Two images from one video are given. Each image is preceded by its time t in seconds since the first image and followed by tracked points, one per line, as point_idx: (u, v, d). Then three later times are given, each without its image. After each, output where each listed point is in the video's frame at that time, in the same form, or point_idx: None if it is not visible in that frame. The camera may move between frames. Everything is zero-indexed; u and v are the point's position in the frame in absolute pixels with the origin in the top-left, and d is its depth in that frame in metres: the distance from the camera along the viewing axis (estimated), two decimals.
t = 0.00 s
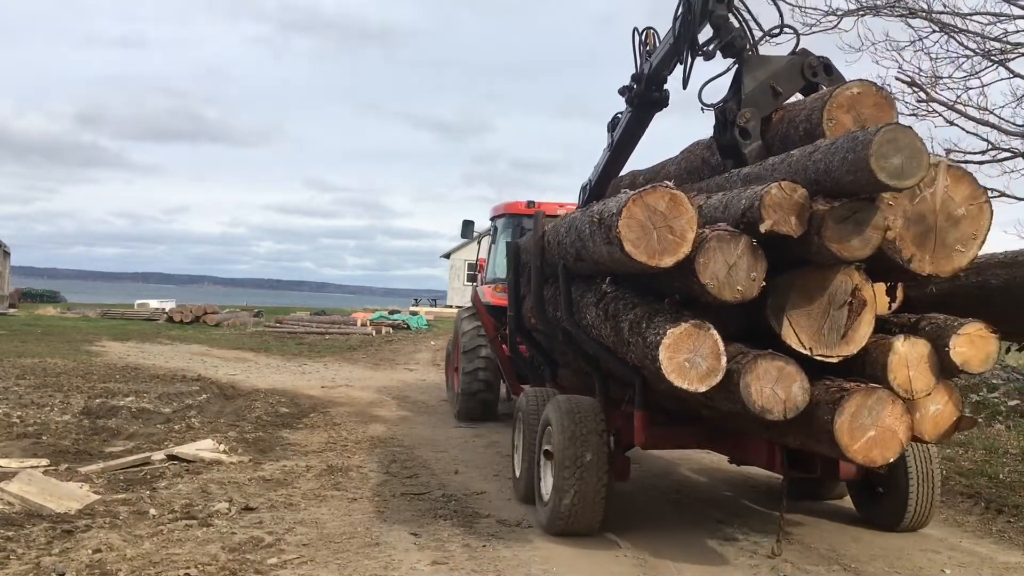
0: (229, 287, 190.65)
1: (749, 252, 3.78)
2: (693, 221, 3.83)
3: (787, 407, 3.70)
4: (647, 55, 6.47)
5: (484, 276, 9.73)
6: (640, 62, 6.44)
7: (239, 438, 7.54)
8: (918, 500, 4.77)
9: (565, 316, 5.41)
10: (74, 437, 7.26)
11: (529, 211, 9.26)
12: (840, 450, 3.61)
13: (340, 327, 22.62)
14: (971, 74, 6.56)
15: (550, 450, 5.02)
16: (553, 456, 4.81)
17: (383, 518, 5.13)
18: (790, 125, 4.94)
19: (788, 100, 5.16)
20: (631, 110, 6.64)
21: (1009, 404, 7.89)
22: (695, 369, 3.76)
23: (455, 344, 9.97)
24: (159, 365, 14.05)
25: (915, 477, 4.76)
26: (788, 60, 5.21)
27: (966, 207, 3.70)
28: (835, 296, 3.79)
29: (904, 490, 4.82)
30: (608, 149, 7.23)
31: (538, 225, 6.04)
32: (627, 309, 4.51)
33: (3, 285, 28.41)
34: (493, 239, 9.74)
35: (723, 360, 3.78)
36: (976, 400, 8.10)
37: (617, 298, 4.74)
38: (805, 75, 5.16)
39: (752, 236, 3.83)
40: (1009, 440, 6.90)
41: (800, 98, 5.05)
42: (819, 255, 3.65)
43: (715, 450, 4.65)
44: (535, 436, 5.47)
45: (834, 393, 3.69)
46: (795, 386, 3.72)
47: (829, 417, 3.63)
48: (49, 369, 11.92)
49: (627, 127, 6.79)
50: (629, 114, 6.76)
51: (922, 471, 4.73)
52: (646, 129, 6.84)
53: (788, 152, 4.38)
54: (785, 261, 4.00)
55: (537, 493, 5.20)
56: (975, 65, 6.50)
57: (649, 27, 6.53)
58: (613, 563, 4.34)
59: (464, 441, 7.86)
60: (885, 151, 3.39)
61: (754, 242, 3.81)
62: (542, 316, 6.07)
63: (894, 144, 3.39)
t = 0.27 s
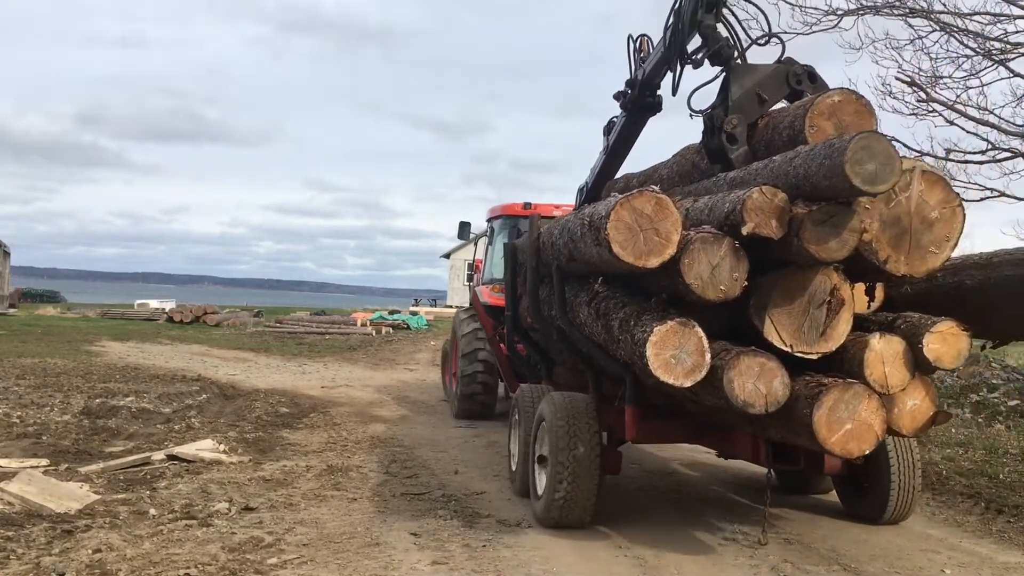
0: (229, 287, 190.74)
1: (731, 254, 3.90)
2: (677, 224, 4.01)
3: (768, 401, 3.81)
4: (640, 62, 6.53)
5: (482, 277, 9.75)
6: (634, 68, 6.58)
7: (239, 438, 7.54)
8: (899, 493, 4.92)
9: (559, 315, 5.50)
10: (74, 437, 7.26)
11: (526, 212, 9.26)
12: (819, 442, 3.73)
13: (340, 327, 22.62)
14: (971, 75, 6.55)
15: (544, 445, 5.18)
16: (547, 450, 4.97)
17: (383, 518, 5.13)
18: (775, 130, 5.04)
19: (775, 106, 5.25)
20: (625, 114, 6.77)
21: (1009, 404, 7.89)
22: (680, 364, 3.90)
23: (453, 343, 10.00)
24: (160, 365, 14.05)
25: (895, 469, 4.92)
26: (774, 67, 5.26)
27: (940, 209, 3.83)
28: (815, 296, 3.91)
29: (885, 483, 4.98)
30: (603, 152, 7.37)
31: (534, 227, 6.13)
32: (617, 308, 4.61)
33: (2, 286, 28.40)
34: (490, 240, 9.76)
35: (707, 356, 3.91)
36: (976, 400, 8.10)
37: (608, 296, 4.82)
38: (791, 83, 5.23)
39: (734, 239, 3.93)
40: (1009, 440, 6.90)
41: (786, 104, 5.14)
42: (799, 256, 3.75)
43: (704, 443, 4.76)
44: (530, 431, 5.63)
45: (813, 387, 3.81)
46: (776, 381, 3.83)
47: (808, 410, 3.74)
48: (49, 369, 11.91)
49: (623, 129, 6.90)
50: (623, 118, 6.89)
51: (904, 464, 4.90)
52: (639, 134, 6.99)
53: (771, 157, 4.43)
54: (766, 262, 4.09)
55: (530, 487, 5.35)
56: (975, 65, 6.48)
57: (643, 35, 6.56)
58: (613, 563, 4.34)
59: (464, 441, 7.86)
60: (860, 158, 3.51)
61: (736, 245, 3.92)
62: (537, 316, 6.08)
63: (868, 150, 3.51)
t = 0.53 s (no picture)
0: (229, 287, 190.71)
1: (714, 255, 4.09)
2: (661, 227, 4.16)
3: (750, 397, 4.01)
4: (631, 69, 6.74)
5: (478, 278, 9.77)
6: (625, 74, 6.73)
7: (239, 438, 7.54)
8: (880, 486, 5.11)
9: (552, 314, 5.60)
10: (74, 437, 7.26)
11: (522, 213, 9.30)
12: (797, 436, 3.95)
13: (340, 327, 22.60)
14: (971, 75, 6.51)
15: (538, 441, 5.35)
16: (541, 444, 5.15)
17: (383, 518, 5.12)
18: (758, 137, 5.18)
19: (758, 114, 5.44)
20: (617, 119, 6.92)
21: (1009, 404, 7.89)
22: (666, 362, 4.10)
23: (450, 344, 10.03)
24: (160, 365, 14.04)
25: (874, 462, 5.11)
26: (756, 76, 5.49)
27: (915, 213, 4.00)
28: (795, 296, 4.07)
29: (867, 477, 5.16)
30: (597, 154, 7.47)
31: (528, 229, 6.22)
32: (606, 307, 4.75)
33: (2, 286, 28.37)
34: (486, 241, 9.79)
35: (692, 354, 4.10)
36: (976, 400, 8.09)
37: (598, 296, 4.92)
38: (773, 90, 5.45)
39: (718, 241, 4.15)
40: (1009, 440, 6.90)
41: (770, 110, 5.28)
42: (778, 257, 3.96)
43: (692, 437, 5.08)
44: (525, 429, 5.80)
45: (792, 383, 4.04)
46: (757, 378, 4.03)
47: (787, 405, 3.96)
48: (49, 370, 11.90)
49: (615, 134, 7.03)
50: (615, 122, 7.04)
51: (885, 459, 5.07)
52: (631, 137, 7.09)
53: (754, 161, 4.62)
54: (749, 261, 4.29)
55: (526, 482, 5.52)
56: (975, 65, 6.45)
57: (633, 42, 6.75)
58: (614, 563, 4.33)
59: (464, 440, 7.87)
60: (834, 164, 3.71)
61: (719, 246, 4.12)
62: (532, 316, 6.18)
63: (841, 157, 3.71)
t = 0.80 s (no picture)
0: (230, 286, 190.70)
1: (700, 259, 4.28)
2: (649, 232, 4.37)
3: (734, 394, 4.23)
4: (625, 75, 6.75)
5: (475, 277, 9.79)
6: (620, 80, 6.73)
7: (240, 438, 7.53)
8: (865, 482, 5.26)
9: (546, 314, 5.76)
10: (74, 437, 7.24)
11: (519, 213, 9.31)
12: (780, 431, 4.15)
13: (341, 327, 22.56)
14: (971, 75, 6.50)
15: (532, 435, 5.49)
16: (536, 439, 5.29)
17: (384, 517, 5.13)
18: (745, 143, 5.28)
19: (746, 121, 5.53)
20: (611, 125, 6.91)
21: (1009, 403, 7.89)
22: (654, 360, 4.30)
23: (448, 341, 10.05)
24: (160, 364, 14.01)
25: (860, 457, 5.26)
26: (745, 83, 5.57)
27: (892, 217, 4.18)
28: (777, 296, 4.29)
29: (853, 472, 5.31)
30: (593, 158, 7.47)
31: (524, 230, 6.26)
32: (598, 307, 4.92)
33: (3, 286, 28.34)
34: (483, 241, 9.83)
35: (678, 353, 4.31)
36: (976, 399, 8.09)
37: (589, 297, 5.12)
38: (760, 98, 5.51)
39: (703, 245, 4.34)
40: (1009, 439, 6.90)
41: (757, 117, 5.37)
42: (761, 260, 4.16)
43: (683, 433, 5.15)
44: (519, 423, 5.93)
45: (775, 380, 4.24)
46: (741, 376, 4.25)
47: (770, 402, 4.17)
48: (49, 369, 11.88)
49: (607, 142, 7.08)
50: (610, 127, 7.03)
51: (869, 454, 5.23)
52: (626, 142, 7.10)
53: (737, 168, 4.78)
54: (734, 264, 4.50)
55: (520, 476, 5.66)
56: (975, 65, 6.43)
57: (627, 48, 6.78)
58: (614, 562, 4.33)
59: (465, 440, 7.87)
60: (812, 172, 3.92)
61: (704, 250, 4.32)
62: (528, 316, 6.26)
63: (819, 164, 3.91)
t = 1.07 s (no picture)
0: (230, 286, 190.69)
1: (683, 262, 4.42)
2: (634, 236, 4.48)
3: (718, 390, 4.37)
4: (615, 80, 6.87)
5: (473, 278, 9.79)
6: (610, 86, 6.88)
7: (240, 438, 7.53)
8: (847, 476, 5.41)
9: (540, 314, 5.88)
10: (74, 436, 7.24)
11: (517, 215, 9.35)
12: (761, 426, 4.32)
13: (341, 326, 22.54)
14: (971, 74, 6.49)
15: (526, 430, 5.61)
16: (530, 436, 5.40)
17: (384, 517, 5.13)
18: (729, 148, 5.36)
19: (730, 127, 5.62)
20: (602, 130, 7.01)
21: (1010, 402, 7.89)
22: (640, 359, 4.43)
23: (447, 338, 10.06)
24: (160, 364, 14.00)
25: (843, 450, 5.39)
26: (729, 90, 5.71)
27: (868, 220, 4.36)
28: (759, 296, 4.41)
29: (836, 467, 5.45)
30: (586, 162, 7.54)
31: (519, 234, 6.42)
32: (588, 308, 5.04)
33: (3, 286, 28.32)
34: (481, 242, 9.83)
35: (664, 351, 4.44)
36: (977, 399, 8.09)
37: (581, 296, 5.22)
38: (744, 105, 5.66)
39: (686, 248, 4.45)
40: (1010, 439, 6.90)
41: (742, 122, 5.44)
42: (741, 262, 4.28)
43: (671, 429, 5.32)
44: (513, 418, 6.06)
45: (756, 376, 4.40)
46: (724, 373, 4.39)
47: (751, 397, 4.34)
48: (50, 369, 11.87)
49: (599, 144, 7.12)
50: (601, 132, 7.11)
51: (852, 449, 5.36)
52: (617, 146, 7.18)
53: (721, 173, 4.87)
54: (716, 266, 4.63)
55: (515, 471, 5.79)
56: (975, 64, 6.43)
57: (619, 55, 6.86)
58: (614, 562, 4.33)
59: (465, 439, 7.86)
60: (789, 177, 4.04)
61: (687, 253, 4.44)
62: (523, 317, 6.37)
63: (796, 170, 4.05)
